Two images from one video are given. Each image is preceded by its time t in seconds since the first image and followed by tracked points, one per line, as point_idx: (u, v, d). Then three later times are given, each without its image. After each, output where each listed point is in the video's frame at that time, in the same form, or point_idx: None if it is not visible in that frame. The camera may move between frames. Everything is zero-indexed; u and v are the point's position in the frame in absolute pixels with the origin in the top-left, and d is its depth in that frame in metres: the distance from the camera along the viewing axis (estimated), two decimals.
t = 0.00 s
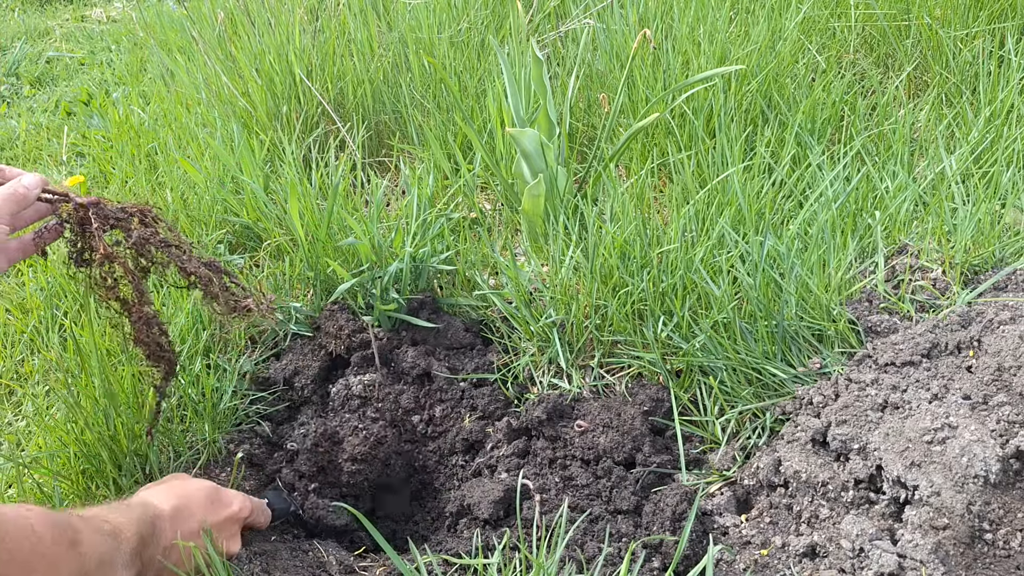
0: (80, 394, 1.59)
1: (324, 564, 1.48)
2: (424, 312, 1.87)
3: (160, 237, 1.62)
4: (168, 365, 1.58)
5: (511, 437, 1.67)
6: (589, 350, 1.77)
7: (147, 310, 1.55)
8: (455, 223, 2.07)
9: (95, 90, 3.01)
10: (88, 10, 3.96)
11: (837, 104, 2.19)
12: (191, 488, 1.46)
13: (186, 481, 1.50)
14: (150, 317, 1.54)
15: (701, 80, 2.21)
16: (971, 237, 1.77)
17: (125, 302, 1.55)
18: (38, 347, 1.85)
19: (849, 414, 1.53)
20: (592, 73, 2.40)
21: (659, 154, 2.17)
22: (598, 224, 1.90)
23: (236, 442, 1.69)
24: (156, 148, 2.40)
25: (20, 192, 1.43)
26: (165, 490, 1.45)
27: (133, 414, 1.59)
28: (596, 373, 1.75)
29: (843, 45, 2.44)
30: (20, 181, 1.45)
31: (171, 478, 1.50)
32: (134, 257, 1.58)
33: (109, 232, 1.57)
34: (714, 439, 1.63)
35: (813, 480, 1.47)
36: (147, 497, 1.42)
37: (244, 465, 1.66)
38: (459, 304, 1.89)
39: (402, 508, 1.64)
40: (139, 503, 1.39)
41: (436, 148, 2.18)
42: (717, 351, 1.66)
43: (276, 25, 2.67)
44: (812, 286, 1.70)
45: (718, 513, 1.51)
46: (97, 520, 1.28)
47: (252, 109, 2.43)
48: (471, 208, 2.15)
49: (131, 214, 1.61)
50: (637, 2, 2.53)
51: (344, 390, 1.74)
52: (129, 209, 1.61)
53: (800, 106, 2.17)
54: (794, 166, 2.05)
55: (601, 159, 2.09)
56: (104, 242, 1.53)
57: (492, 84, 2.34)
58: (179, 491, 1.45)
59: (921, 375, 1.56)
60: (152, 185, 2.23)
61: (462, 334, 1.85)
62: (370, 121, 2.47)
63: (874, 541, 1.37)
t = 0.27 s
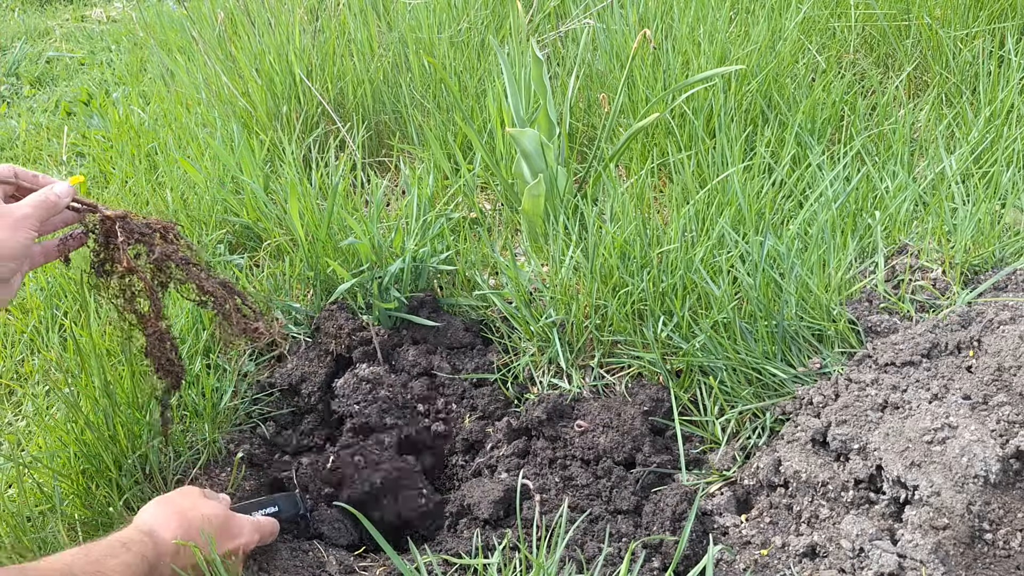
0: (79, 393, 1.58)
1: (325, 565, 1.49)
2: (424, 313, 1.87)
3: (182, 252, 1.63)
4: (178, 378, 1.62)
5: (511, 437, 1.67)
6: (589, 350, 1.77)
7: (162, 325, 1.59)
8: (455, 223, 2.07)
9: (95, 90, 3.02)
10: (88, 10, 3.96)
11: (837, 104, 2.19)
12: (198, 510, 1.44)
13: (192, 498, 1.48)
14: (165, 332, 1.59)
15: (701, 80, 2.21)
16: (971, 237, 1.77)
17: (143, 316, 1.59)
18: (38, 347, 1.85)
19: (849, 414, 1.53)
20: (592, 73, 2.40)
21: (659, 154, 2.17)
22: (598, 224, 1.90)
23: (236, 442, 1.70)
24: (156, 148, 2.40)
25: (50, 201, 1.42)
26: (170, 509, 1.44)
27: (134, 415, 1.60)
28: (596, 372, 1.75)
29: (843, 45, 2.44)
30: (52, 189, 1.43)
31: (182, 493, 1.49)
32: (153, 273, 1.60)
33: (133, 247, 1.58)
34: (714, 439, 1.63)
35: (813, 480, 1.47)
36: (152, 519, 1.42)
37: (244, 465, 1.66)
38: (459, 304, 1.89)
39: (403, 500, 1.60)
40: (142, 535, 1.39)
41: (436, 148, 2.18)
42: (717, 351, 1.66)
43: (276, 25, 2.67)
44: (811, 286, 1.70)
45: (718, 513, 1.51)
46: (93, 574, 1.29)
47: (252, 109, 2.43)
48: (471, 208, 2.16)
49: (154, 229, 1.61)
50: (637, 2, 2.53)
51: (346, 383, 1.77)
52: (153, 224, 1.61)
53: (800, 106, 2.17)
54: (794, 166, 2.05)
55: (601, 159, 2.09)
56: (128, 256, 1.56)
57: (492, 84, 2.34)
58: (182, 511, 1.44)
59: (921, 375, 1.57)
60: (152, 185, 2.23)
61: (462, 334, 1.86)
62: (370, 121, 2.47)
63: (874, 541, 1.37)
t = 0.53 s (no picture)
0: (80, 394, 1.60)
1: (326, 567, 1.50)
2: (423, 313, 1.87)
3: (243, 318, 1.66)
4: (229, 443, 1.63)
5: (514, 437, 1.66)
6: (589, 350, 1.77)
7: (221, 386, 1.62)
8: (455, 223, 2.07)
9: (95, 89, 3.01)
10: (87, 10, 3.96)
11: (837, 104, 2.19)
12: (312, 528, 1.34)
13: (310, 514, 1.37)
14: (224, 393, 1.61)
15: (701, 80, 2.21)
16: (970, 237, 1.77)
17: (207, 374, 1.63)
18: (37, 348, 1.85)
19: (849, 414, 1.53)
20: (592, 73, 2.40)
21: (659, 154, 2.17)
22: (598, 224, 1.90)
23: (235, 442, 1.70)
24: (156, 148, 2.40)
25: (129, 257, 1.34)
26: (287, 524, 1.34)
27: (135, 416, 1.60)
28: (596, 372, 1.75)
29: (843, 45, 2.44)
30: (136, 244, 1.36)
31: (289, 509, 1.38)
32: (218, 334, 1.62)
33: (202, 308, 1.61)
34: (714, 439, 1.63)
35: (813, 480, 1.47)
36: (271, 534, 1.32)
37: (244, 464, 1.66)
38: (458, 304, 1.89)
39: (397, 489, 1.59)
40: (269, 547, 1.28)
41: (437, 148, 2.18)
42: (717, 351, 1.67)
43: (276, 25, 2.67)
44: (811, 286, 1.70)
45: (718, 513, 1.51)
46: None
47: (252, 110, 2.43)
48: (471, 208, 2.15)
49: (222, 290, 1.63)
50: (637, 2, 2.53)
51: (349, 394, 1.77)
52: (224, 286, 1.64)
53: (800, 106, 2.17)
54: (794, 166, 2.05)
55: (601, 159, 2.09)
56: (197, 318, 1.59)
57: (492, 84, 2.34)
58: (299, 528, 1.33)
59: (921, 375, 1.57)
60: (152, 185, 2.23)
61: (462, 335, 1.86)
62: (370, 121, 2.47)
63: (874, 541, 1.37)
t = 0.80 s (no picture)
0: (79, 394, 1.60)
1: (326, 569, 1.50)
2: (423, 313, 1.87)
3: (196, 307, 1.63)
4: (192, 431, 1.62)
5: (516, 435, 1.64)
6: (589, 350, 1.77)
7: (177, 377, 1.59)
8: (455, 223, 2.07)
9: (95, 90, 3.01)
10: (88, 10, 3.96)
11: (837, 104, 2.19)
12: (343, 537, 1.37)
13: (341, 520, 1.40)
14: (180, 384, 1.59)
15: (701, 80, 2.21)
16: (970, 237, 1.77)
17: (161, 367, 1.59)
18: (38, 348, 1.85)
19: (849, 414, 1.53)
20: (592, 73, 2.40)
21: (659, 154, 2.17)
22: (598, 224, 1.90)
23: (235, 442, 1.69)
24: (156, 148, 2.40)
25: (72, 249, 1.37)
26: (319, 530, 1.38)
27: (134, 415, 1.61)
28: (597, 372, 1.75)
29: (843, 45, 2.44)
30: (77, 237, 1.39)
31: (319, 513, 1.42)
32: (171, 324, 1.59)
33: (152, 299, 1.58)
34: (714, 439, 1.63)
35: (813, 480, 1.47)
36: (300, 543, 1.36)
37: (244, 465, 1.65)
38: (458, 304, 1.89)
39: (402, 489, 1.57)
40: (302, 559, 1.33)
41: (437, 148, 2.18)
42: (717, 351, 1.67)
43: (276, 25, 2.67)
44: (811, 286, 1.70)
45: (718, 513, 1.51)
46: None
47: (252, 109, 2.43)
48: (471, 208, 2.15)
49: (170, 281, 1.60)
50: (637, 2, 2.53)
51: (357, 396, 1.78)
52: (173, 276, 1.60)
53: (800, 106, 2.17)
54: (794, 166, 2.05)
55: (601, 159, 2.09)
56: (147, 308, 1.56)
57: (492, 84, 2.34)
58: (330, 536, 1.37)
59: (921, 375, 1.57)
60: (152, 185, 2.23)
61: (462, 335, 1.86)
62: (370, 121, 2.47)
63: (874, 541, 1.37)
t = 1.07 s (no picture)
0: (78, 394, 1.60)
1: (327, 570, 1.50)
2: (423, 313, 1.87)
3: (151, 300, 1.60)
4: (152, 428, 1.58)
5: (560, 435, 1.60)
6: (589, 350, 1.78)
7: (134, 373, 1.57)
8: (455, 223, 2.07)
9: (95, 90, 3.01)
10: (88, 10, 3.97)
11: (837, 104, 2.19)
12: (365, 563, 1.30)
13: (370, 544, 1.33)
14: (137, 381, 1.56)
15: (701, 80, 2.21)
16: (970, 237, 1.77)
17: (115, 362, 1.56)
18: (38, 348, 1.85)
19: (849, 414, 1.53)
20: (592, 73, 2.41)
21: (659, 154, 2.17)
22: (598, 224, 1.90)
23: (235, 440, 1.68)
24: (156, 148, 2.40)
25: (18, 246, 1.40)
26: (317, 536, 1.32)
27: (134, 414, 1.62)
28: (597, 371, 1.75)
29: (843, 45, 2.44)
30: (21, 234, 1.40)
31: (352, 527, 1.33)
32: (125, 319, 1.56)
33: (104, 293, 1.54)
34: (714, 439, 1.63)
35: (813, 479, 1.47)
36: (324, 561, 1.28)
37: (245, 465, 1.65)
38: (458, 304, 1.89)
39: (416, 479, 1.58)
40: None
41: (436, 148, 2.18)
42: (717, 351, 1.67)
43: (276, 25, 2.67)
44: (812, 285, 1.70)
45: (718, 513, 1.51)
46: None
47: (252, 109, 2.43)
48: (471, 208, 2.15)
49: (124, 275, 1.57)
50: (637, 2, 2.53)
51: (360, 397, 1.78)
52: (125, 270, 1.57)
53: (800, 106, 2.17)
54: (794, 165, 2.05)
55: (601, 159, 2.09)
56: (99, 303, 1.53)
57: (492, 84, 2.34)
58: (354, 562, 1.30)
59: (921, 375, 1.57)
60: (152, 185, 2.23)
61: (462, 335, 1.86)
62: (370, 121, 2.46)
63: (874, 541, 1.37)
